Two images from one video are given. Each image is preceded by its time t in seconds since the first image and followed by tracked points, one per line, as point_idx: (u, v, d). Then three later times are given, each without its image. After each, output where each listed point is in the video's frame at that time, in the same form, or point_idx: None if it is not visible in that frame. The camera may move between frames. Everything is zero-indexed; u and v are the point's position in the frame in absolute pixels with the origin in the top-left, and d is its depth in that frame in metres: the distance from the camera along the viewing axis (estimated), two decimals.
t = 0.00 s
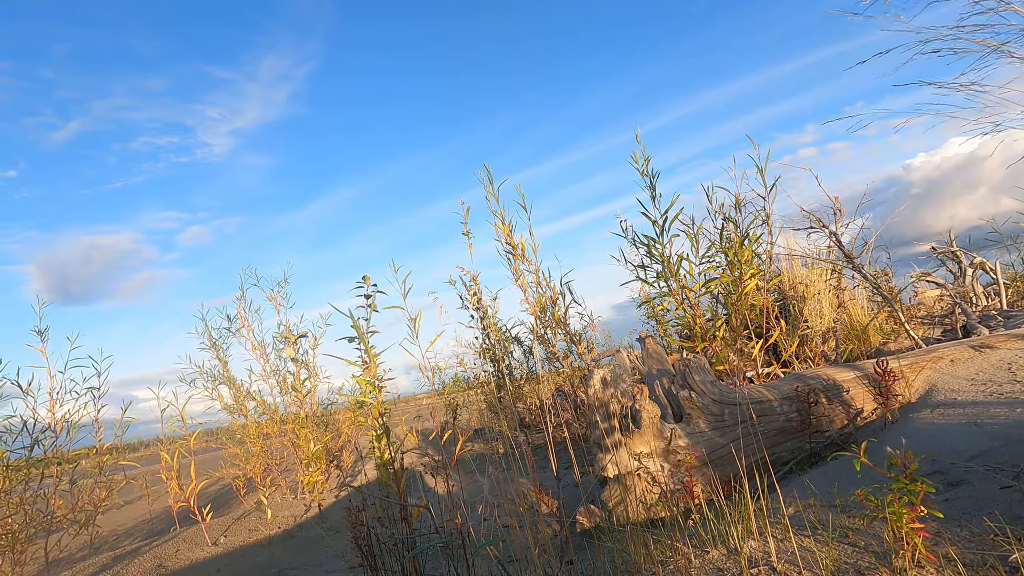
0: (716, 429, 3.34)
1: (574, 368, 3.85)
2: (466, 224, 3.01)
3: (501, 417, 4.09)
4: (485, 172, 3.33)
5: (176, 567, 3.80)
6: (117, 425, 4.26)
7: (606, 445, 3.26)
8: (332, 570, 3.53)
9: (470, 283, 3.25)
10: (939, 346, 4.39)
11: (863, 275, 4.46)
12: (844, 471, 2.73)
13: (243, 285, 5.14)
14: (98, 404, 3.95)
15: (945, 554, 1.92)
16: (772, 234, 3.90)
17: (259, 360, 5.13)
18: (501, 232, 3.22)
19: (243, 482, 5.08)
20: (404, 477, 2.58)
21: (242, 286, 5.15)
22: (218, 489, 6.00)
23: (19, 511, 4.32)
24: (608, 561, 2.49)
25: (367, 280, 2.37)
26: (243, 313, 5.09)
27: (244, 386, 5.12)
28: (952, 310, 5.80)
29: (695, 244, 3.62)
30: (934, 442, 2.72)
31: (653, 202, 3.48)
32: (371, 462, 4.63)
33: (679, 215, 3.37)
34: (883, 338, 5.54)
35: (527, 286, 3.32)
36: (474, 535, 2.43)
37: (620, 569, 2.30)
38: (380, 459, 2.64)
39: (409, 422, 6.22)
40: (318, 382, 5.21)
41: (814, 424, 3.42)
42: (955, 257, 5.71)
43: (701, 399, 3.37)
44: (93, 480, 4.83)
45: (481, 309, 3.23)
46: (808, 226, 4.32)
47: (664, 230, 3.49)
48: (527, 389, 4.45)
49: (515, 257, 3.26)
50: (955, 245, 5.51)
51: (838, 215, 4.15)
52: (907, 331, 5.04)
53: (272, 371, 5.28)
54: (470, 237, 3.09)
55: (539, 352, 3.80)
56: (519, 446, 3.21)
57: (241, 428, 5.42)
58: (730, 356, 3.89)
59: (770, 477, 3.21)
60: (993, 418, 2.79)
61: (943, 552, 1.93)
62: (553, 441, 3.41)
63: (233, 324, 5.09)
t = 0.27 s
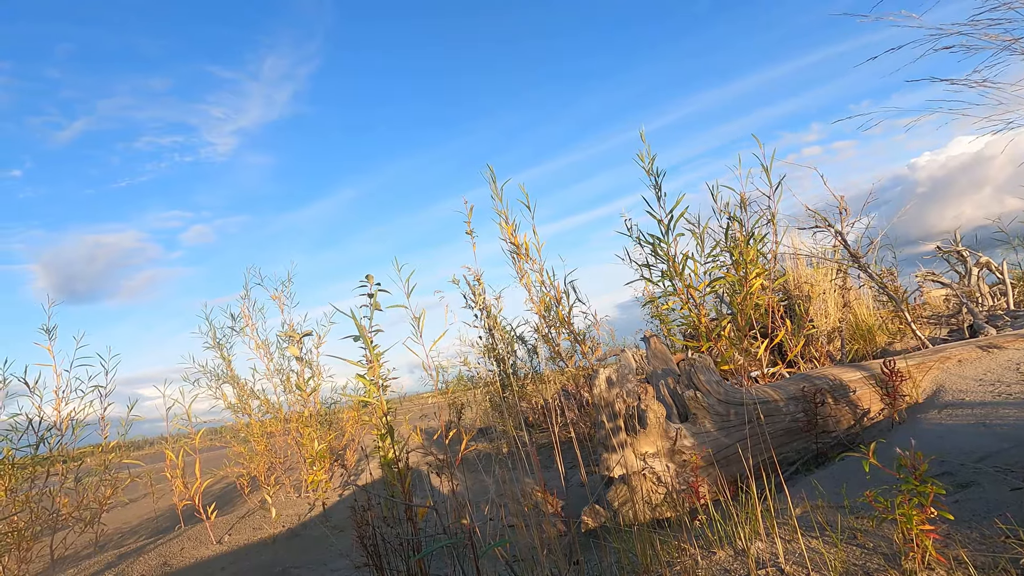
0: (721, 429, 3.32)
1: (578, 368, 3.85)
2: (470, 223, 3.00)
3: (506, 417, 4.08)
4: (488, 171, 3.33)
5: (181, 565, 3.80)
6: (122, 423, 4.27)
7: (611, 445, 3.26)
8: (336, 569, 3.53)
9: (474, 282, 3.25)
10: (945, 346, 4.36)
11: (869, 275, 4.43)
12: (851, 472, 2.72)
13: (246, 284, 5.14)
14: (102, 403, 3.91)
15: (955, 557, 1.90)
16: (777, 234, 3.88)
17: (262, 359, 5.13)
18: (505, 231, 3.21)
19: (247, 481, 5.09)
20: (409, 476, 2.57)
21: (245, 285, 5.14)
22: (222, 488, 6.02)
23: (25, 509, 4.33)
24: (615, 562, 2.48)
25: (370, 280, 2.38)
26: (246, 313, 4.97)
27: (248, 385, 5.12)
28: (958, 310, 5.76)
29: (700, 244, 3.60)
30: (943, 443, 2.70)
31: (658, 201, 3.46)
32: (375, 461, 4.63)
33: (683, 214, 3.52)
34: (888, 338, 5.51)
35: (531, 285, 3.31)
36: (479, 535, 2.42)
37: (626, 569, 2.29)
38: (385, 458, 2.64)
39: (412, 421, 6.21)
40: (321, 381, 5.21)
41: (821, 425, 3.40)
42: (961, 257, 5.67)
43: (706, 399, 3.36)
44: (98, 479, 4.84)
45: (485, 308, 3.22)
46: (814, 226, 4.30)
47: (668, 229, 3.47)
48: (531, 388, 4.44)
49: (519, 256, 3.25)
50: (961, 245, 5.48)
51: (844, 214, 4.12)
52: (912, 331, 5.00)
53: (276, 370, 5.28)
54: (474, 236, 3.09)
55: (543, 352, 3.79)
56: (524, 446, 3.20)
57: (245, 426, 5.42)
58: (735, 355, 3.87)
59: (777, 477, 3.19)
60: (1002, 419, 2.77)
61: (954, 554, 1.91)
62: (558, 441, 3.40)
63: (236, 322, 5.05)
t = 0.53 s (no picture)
0: (724, 429, 3.32)
1: (581, 367, 3.85)
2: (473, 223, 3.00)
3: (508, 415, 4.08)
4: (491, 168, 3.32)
5: (185, 563, 3.82)
6: (126, 421, 4.29)
7: (614, 444, 3.26)
8: (340, 568, 3.55)
9: (477, 281, 3.25)
10: (950, 346, 4.34)
11: (873, 274, 4.41)
12: (855, 471, 2.71)
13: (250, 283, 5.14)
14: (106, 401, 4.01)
15: (959, 556, 1.90)
16: (781, 233, 3.86)
17: (266, 358, 5.14)
18: (508, 231, 3.21)
19: (250, 479, 5.11)
20: (412, 474, 2.58)
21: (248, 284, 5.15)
22: (226, 486, 6.04)
23: (30, 507, 4.36)
24: (617, 561, 2.48)
25: (374, 279, 2.38)
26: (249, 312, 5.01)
27: (251, 384, 5.14)
28: (963, 310, 5.74)
29: (703, 243, 3.59)
30: (947, 443, 2.69)
31: (661, 200, 3.45)
32: (378, 460, 4.64)
33: (686, 214, 3.35)
34: (893, 338, 5.48)
35: (534, 285, 3.31)
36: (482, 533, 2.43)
37: (629, 568, 2.29)
38: (388, 456, 2.65)
39: (415, 420, 6.22)
40: (325, 380, 5.23)
41: (824, 424, 3.39)
42: (966, 256, 5.64)
43: (709, 399, 3.35)
44: (103, 477, 4.87)
45: (488, 307, 3.22)
46: (818, 225, 4.28)
47: (672, 228, 3.46)
48: (534, 387, 4.44)
49: (522, 256, 3.25)
50: (966, 244, 5.45)
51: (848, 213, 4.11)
52: (917, 330, 4.98)
53: (279, 369, 5.29)
54: (477, 235, 3.09)
55: (546, 351, 3.79)
56: (527, 445, 3.21)
57: (249, 425, 5.44)
58: (738, 355, 3.86)
59: (780, 477, 3.19)
60: (1007, 419, 2.76)
61: (958, 554, 1.91)
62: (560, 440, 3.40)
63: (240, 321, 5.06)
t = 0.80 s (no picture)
0: (729, 428, 3.31)
1: (585, 366, 3.84)
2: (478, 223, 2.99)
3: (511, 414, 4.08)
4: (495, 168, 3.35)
5: (190, 561, 3.83)
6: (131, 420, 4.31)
7: (618, 444, 3.25)
8: (344, 566, 3.55)
9: (480, 280, 3.25)
10: (956, 346, 4.32)
11: (879, 273, 4.39)
12: (861, 471, 2.70)
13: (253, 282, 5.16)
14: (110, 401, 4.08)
15: (966, 557, 1.88)
16: (786, 232, 3.85)
17: (270, 357, 5.15)
18: (512, 230, 3.21)
19: (254, 478, 5.13)
20: (416, 473, 2.58)
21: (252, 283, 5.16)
22: (230, 485, 6.06)
23: (36, 505, 4.38)
24: (622, 560, 2.47)
25: (378, 278, 2.38)
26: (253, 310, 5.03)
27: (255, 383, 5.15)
28: (969, 310, 5.70)
29: (708, 242, 3.58)
30: (954, 443, 2.67)
31: (665, 199, 3.45)
32: (382, 458, 4.65)
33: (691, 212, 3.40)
34: (898, 338, 5.46)
35: (538, 283, 3.31)
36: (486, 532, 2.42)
37: (633, 567, 2.28)
38: (392, 455, 2.65)
39: (419, 419, 6.23)
40: (329, 379, 5.24)
41: (830, 424, 3.38)
42: (972, 255, 5.61)
43: (714, 399, 3.34)
44: (108, 475, 4.89)
45: (491, 306, 3.21)
46: (823, 224, 4.26)
47: (676, 227, 3.45)
48: (538, 387, 4.44)
49: (525, 255, 3.24)
50: (972, 243, 5.42)
51: (853, 212, 4.08)
52: (923, 330, 4.96)
53: (283, 368, 5.30)
54: (480, 234, 3.09)
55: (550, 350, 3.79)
56: (531, 444, 3.20)
57: (253, 424, 5.46)
58: (743, 354, 3.85)
59: (785, 477, 3.18)
60: (1014, 419, 2.74)
61: (964, 555, 1.89)
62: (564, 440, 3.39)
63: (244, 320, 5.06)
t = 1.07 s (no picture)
0: (734, 428, 3.30)
1: (589, 366, 3.84)
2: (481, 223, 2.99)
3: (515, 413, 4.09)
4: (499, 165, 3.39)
5: (196, 559, 3.86)
6: (137, 419, 4.34)
7: (623, 443, 3.25)
8: (349, 565, 3.56)
9: (484, 280, 3.25)
10: (963, 345, 4.29)
11: (885, 272, 4.36)
12: (867, 471, 2.69)
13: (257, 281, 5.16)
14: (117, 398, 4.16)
15: (973, 559, 1.87)
16: (791, 231, 3.83)
17: (274, 356, 5.17)
18: (515, 229, 3.21)
19: (260, 476, 5.15)
20: (421, 472, 2.59)
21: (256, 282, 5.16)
22: (236, 483, 6.09)
23: (44, 502, 4.41)
24: (626, 560, 2.47)
25: (381, 277, 2.38)
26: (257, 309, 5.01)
27: (260, 382, 5.17)
28: (976, 309, 5.66)
29: (713, 241, 3.57)
30: (961, 443, 2.66)
31: (669, 199, 3.44)
32: (386, 458, 4.66)
33: (695, 211, 3.51)
34: (904, 337, 5.42)
35: (542, 283, 3.31)
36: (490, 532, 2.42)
37: (638, 567, 2.28)
38: (396, 454, 2.66)
39: (423, 419, 6.24)
40: (333, 378, 5.25)
41: (835, 425, 3.36)
42: (980, 254, 5.57)
43: (718, 398, 3.33)
44: (115, 473, 4.92)
45: (495, 306, 3.21)
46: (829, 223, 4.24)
47: (680, 226, 3.45)
48: (542, 386, 4.44)
49: (529, 254, 3.25)
50: (979, 242, 5.38)
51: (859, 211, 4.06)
52: (929, 329, 4.93)
53: (288, 367, 5.32)
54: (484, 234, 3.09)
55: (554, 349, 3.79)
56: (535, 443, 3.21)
57: (258, 423, 5.48)
58: (747, 354, 3.83)
59: (790, 477, 3.17)
60: (1022, 419, 2.72)
61: (971, 556, 1.88)
62: (569, 439, 3.39)
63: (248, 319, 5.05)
